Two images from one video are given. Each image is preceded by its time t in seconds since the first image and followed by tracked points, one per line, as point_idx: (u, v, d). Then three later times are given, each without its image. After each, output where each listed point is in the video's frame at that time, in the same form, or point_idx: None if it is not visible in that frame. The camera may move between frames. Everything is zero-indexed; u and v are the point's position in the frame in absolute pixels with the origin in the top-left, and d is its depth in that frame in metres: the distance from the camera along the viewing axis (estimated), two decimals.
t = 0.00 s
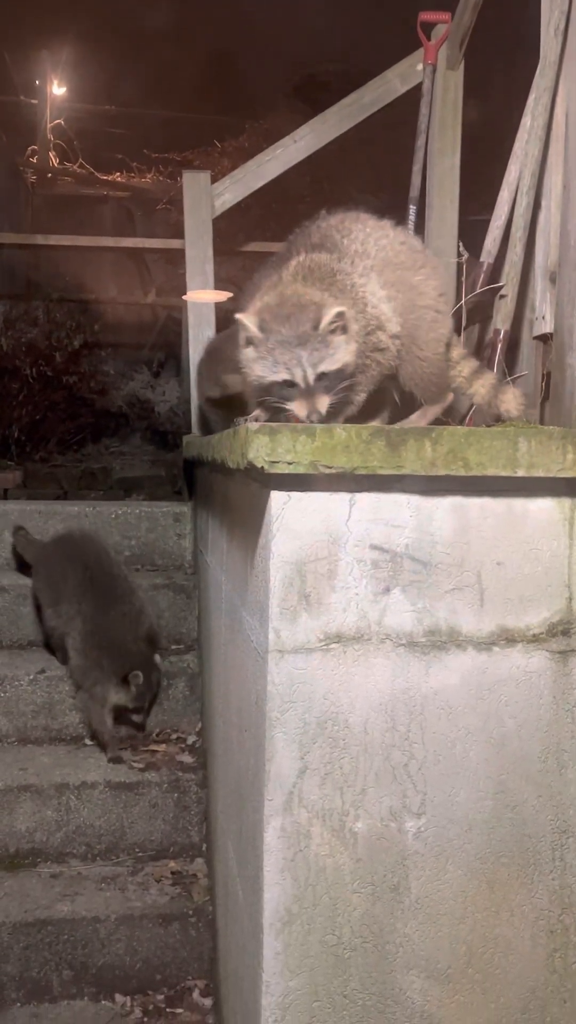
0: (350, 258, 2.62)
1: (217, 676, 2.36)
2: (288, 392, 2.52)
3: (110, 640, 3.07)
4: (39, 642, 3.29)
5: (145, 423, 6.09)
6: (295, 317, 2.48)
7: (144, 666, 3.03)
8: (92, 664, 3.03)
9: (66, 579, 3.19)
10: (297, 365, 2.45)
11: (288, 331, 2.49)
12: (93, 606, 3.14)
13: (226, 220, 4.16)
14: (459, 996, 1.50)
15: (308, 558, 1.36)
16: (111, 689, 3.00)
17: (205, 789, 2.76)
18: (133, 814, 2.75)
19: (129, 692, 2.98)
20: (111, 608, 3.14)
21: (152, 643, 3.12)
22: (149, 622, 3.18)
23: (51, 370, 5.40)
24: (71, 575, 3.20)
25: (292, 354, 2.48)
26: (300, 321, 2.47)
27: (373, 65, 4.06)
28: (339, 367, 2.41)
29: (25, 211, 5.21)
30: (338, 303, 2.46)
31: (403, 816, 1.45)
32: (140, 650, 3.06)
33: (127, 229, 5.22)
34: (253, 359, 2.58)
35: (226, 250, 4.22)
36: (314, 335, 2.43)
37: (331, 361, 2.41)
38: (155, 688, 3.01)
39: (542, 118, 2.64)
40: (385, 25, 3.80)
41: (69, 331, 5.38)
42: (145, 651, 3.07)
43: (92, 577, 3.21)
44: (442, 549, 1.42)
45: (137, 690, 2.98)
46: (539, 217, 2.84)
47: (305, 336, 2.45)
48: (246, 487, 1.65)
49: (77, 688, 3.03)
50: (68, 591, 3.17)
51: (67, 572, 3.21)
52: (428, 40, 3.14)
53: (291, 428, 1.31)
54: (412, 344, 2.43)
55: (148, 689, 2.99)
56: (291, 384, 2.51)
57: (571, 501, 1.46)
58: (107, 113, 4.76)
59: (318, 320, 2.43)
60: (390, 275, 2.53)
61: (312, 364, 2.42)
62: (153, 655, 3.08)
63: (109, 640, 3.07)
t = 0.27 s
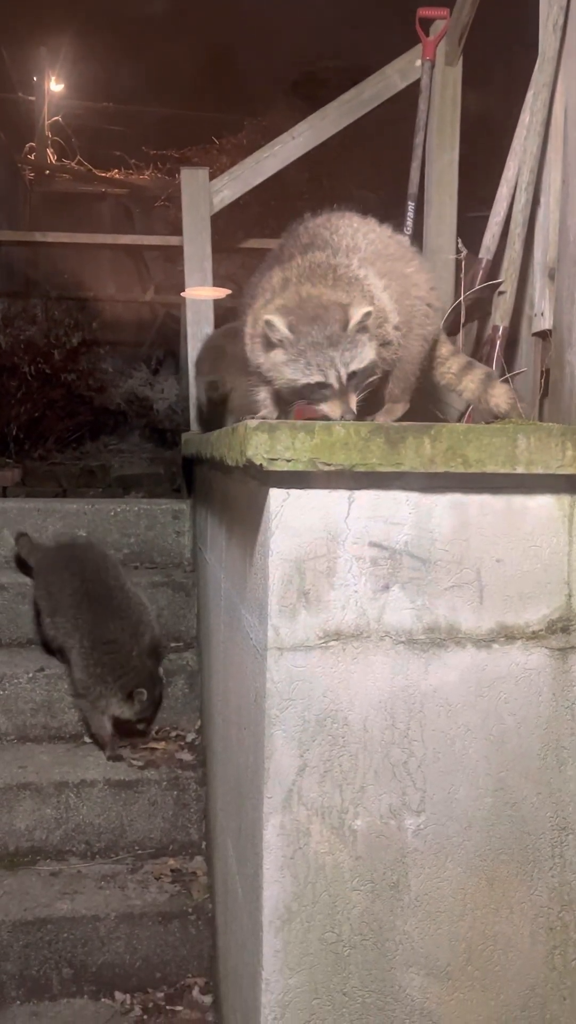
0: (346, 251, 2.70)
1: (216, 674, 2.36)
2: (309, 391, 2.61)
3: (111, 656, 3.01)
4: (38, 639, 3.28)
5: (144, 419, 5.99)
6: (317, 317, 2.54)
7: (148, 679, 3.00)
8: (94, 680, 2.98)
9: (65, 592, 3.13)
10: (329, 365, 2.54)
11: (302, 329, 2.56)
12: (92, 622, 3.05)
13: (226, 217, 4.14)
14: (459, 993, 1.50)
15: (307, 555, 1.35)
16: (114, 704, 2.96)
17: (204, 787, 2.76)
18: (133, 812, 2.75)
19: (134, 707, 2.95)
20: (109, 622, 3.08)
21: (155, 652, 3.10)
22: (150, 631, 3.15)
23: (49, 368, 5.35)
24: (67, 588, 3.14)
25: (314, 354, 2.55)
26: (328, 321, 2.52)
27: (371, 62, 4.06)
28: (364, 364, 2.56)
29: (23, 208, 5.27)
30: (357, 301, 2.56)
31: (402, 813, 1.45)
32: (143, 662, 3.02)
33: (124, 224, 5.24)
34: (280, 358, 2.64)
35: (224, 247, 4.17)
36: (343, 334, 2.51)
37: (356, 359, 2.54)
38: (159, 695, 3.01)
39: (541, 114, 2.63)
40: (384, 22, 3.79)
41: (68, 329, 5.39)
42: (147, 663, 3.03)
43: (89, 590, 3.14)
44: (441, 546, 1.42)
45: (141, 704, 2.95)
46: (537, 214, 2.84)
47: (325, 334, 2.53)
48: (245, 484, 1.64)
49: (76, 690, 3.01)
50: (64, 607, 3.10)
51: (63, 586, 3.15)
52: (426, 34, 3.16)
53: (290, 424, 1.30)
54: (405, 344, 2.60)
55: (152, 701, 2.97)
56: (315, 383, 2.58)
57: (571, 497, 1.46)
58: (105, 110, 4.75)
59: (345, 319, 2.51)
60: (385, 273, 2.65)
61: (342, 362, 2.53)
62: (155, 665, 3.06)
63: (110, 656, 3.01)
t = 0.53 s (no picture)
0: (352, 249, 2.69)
1: (214, 673, 2.37)
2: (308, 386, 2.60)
3: (116, 660, 2.99)
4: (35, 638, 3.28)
5: (141, 418, 6.06)
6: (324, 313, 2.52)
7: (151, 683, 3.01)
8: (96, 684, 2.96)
9: (68, 593, 3.12)
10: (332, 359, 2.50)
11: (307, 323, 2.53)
12: (96, 625, 3.05)
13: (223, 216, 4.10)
14: (456, 992, 1.50)
15: (303, 555, 1.35)
16: (117, 708, 2.95)
17: (202, 785, 2.76)
18: (130, 810, 2.75)
19: (136, 710, 2.96)
20: (114, 626, 3.07)
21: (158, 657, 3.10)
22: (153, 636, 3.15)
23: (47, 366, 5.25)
24: (70, 591, 3.13)
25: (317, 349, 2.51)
26: (336, 316, 2.50)
27: (369, 60, 4.06)
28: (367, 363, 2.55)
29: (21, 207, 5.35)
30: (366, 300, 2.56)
31: (399, 812, 1.45)
32: (146, 667, 3.03)
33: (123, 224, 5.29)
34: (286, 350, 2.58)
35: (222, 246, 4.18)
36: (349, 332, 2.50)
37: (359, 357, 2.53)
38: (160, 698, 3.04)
39: (539, 112, 2.64)
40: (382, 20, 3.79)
41: (65, 327, 5.34)
42: (150, 667, 3.04)
43: (92, 593, 3.14)
44: (438, 545, 1.41)
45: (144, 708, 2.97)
46: (535, 212, 2.84)
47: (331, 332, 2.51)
48: (242, 483, 1.64)
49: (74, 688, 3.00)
50: (67, 610, 3.08)
51: (66, 588, 3.14)
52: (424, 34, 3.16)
53: (286, 423, 1.30)
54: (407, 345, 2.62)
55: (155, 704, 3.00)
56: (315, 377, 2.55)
57: (567, 497, 1.46)
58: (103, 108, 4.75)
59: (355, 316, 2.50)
60: (390, 275, 2.69)
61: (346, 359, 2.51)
62: (158, 670, 3.06)
63: (113, 660, 3.00)
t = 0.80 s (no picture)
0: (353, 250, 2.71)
1: (211, 672, 2.37)
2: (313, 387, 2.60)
3: (118, 665, 3.03)
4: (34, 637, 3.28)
5: (139, 418, 6.00)
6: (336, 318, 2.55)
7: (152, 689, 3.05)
8: (98, 688, 2.98)
9: (70, 595, 3.15)
10: (340, 360, 2.53)
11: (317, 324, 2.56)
12: (98, 629, 3.08)
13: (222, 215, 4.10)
14: (454, 991, 1.50)
15: (300, 554, 1.35)
16: (119, 713, 2.97)
17: (200, 784, 2.76)
18: (128, 809, 2.75)
19: (138, 714, 3.00)
20: (116, 630, 3.10)
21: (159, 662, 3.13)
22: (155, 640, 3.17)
23: (44, 364, 5.27)
24: (72, 595, 3.15)
25: (324, 349, 2.54)
26: (349, 322, 2.54)
27: (367, 59, 4.06)
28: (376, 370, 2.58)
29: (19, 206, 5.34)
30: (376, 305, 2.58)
31: (397, 812, 1.45)
32: (147, 671, 3.06)
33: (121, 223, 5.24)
34: (294, 351, 2.59)
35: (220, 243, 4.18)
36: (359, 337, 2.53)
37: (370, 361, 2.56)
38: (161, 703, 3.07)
39: (536, 110, 2.66)
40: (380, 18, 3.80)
41: (63, 326, 5.38)
42: (152, 672, 3.07)
43: (94, 597, 3.16)
44: (435, 544, 1.41)
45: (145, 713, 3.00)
46: (533, 210, 2.83)
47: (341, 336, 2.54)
48: (239, 483, 1.64)
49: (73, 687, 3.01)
50: (69, 614, 3.09)
51: (68, 592, 3.15)
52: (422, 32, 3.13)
53: (284, 422, 1.30)
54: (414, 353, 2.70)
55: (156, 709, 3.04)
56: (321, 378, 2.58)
57: (565, 496, 1.46)
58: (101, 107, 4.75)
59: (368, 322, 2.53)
60: (387, 274, 2.69)
61: (355, 361, 2.54)
62: (159, 675, 3.09)
63: (116, 664, 3.03)
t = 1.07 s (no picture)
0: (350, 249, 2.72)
1: (208, 671, 2.37)
2: (307, 380, 2.77)
3: (115, 666, 2.96)
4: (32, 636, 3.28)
5: (139, 417, 5.87)
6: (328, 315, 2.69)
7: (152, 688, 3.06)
8: (97, 691, 2.94)
9: (66, 597, 3.09)
10: (329, 352, 2.68)
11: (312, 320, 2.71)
12: (93, 632, 3.00)
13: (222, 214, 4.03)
14: (452, 991, 1.50)
15: (297, 553, 1.34)
16: (119, 711, 2.95)
17: (198, 784, 2.76)
18: (126, 808, 2.75)
19: (138, 713, 2.99)
20: (114, 631, 3.03)
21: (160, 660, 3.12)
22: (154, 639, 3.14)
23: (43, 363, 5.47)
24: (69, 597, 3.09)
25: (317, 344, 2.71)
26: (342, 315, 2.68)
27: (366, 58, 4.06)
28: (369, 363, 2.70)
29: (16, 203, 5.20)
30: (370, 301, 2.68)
31: (394, 812, 1.44)
32: (146, 671, 3.02)
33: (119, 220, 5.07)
34: (289, 344, 2.76)
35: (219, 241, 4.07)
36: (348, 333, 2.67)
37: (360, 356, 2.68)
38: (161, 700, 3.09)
39: (535, 109, 2.66)
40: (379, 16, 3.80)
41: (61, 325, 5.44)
42: (151, 670, 3.04)
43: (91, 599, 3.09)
44: (433, 543, 1.41)
45: (146, 711, 3.01)
46: (532, 208, 2.83)
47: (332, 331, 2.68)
48: (236, 481, 1.64)
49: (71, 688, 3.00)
50: (66, 616, 3.05)
51: (65, 593, 3.11)
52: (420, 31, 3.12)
53: (281, 420, 1.30)
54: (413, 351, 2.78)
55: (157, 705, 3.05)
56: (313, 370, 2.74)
57: (563, 495, 1.45)
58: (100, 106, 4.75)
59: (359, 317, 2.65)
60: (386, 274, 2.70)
61: (345, 354, 2.67)
62: (158, 672, 3.09)
63: (113, 667, 2.96)
